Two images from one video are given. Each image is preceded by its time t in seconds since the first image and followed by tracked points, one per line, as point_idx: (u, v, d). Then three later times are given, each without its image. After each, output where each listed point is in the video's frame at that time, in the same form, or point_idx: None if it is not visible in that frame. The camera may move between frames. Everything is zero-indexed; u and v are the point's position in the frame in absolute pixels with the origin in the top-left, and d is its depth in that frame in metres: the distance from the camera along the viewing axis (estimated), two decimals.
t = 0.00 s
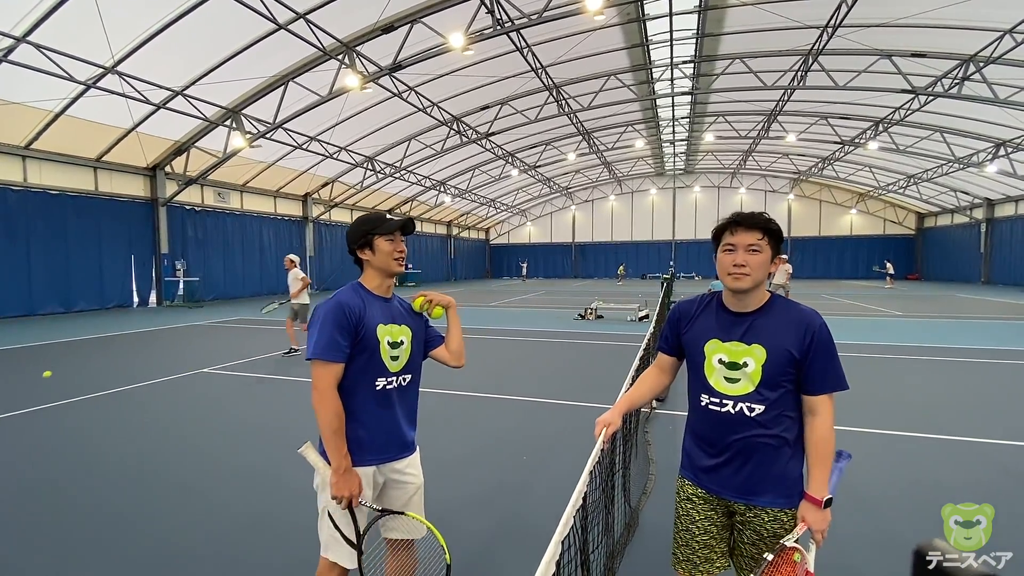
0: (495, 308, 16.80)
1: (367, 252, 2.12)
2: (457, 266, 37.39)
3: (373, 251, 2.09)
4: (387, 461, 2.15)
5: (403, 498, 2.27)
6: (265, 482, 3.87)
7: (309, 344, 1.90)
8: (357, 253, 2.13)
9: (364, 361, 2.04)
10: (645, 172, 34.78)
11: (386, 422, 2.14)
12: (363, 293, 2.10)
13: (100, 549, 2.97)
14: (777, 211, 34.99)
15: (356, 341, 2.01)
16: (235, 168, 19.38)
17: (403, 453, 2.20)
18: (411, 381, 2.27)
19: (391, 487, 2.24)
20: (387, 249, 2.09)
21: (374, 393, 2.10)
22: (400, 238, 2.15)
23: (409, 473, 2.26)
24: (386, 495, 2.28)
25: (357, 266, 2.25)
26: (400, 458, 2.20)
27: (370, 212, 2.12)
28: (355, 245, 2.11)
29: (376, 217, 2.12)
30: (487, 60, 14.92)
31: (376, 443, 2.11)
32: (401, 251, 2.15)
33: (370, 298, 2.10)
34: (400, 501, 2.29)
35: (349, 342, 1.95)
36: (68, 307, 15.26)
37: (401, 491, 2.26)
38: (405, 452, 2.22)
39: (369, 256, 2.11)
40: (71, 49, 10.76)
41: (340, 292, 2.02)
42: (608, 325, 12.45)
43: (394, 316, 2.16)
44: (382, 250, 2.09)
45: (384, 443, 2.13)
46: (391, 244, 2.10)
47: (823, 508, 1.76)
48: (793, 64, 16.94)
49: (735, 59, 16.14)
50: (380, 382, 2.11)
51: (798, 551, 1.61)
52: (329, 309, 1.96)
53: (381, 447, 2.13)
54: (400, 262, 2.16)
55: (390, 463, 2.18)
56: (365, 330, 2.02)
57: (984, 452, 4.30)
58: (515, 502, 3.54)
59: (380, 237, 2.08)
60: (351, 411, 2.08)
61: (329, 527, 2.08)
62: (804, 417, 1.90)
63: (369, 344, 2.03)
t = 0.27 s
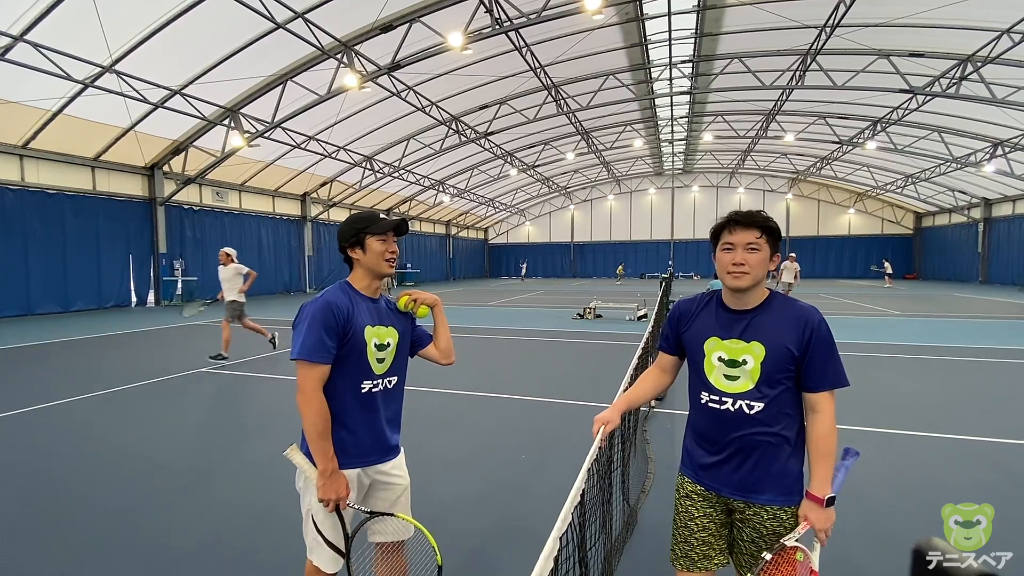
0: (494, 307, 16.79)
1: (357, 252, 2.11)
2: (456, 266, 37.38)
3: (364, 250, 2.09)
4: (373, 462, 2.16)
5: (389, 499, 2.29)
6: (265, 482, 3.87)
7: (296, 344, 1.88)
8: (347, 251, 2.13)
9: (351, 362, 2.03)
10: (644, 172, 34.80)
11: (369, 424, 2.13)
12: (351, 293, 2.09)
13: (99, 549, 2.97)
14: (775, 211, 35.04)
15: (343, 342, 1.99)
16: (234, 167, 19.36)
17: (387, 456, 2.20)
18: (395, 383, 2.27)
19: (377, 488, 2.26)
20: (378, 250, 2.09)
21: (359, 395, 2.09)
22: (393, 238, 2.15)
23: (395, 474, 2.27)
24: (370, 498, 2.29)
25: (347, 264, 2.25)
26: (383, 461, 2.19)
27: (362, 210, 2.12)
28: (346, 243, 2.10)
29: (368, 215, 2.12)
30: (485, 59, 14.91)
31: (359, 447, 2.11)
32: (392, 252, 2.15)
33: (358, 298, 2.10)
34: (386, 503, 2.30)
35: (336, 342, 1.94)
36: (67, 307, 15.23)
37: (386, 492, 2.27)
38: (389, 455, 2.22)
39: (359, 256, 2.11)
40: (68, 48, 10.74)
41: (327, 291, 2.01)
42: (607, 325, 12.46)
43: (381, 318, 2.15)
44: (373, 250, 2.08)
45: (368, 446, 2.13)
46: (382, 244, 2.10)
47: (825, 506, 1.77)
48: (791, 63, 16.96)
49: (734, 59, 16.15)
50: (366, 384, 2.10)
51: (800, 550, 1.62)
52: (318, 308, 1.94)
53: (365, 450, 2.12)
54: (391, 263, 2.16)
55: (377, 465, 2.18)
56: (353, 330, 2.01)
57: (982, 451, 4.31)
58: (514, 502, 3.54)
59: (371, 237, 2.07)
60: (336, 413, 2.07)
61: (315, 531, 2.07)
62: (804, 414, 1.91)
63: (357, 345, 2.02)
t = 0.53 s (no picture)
0: (493, 307, 16.81)
1: (349, 252, 2.12)
2: (455, 266, 37.39)
3: (356, 250, 2.10)
4: (361, 463, 2.16)
5: (382, 500, 2.29)
6: (265, 482, 3.88)
7: (282, 341, 1.89)
8: (339, 250, 2.15)
9: (337, 361, 2.04)
10: (643, 172, 34.83)
11: (355, 425, 2.14)
12: (342, 292, 2.10)
13: (101, 549, 2.98)
14: (775, 211, 35.07)
15: (329, 341, 2.00)
16: (233, 167, 19.36)
17: (373, 457, 2.21)
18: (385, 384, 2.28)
19: (367, 489, 2.25)
20: (370, 250, 2.10)
21: (345, 395, 2.10)
22: (385, 239, 2.16)
23: (386, 475, 2.28)
24: (362, 498, 2.29)
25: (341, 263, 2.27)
26: (373, 462, 2.20)
27: (357, 210, 2.14)
28: (338, 242, 2.12)
29: (361, 215, 2.13)
30: (485, 59, 14.92)
31: (344, 447, 2.12)
32: (384, 253, 2.16)
33: (348, 297, 2.11)
34: (379, 504, 2.29)
35: (324, 342, 1.95)
36: (66, 307, 15.23)
37: (377, 494, 2.27)
38: (376, 457, 2.22)
39: (351, 256, 2.12)
40: (68, 48, 10.74)
41: (318, 289, 2.02)
42: (607, 324, 12.48)
43: (372, 318, 2.16)
44: (364, 251, 2.09)
45: (352, 447, 2.13)
46: (374, 245, 2.11)
47: (817, 511, 1.76)
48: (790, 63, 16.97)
49: (733, 58, 16.16)
50: (353, 384, 2.11)
51: (788, 552, 1.65)
52: (306, 307, 1.95)
53: (350, 452, 2.13)
54: (383, 264, 2.17)
55: (365, 465, 2.18)
56: (341, 331, 2.02)
57: (981, 450, 4.32)
58: (515, 501, 3.55)
59: (363, 237, 2.09)
60: (322, 412, 2.08)
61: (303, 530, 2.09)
62: (801, 416, 1.91)
63: (343, 345, 2.03)
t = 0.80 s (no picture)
0: (493, 308, 16.81)
1: (349, 250, 2.13)
2: (455, 266, 37.41)
3: (355, 249, 2.11)
4: (356, 465, 2.16)
5: (380, 501, 2.29)
6: (265, 481, 3.88)
7: (276, 340, 1.91)
8: (338, 249, 2.16)
9: (331, 361, 2.06)
10: (643, 172, 34.87)
11: (349, 425, 2.14)
12: (339, 291, 2.12)
13: (100, 549, 2.99)
14: (774, 211, 35.10)
15: (323, 342, 2.01)
16: (233, 168, 19.36)
17: (369, 459, 2.20)
18: (383, 383, 2.29)
19: (366, 489, 2.25)
20: (370, 249, 2.12)
21: (340, 395, 2.11)
22: (383, 239, 2.17)
23: (384, 476, 2.28)
24: (360, 499, 2.29)
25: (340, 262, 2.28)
26: (370, 463, 2.21)
27: (355, 210, 2.14)
28: (338, 241, 2.13)
29: (360, 215, 2.14)
30: (485, 60, 14.93)
31: (338, 448, 2.12)
32: (383, 252, 2.17)
33: (344, 296, 2.12)
34: (377, 505, 2.30)
35: (317, 342, 1.96)
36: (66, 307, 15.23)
37: (375, 495, 2.27)
38: (371, 459, 2.22)
39: (350, 254, 2.13)
40: (68, 48, 10.74)
41: (312, 290, 2.04)
42: (606, 325, 12.49)
43: (368, 318, 2.16)
44: (364, 249, 2.11)
45: (346, 448, 2.14)
46: (374, 244, 2.13)
47: (802, 509, 1.76)
48: (790, 64, 16.99)
49: (733, 59, 16.18)
50: (348, 384, 2.12)
51: (770, 547, 1.69)
52: (300, 307, 1.97)
53: (343, 454, 2.13)
54: (382, 264, 2.18)
55: (361, 467, 2.18)
56: (335, 330, 2.04)
57: (980, 450, 4.33)
58: (514, 501, 3.55)
59: (363, 237, 2.10)
60: (317, 412, 2.10)
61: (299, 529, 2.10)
62: (797, 417, 1.91)
63: (337, 345, 2.04)
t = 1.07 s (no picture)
0: (492, 308, 16.82)
1: (342, 249, 2.12)
2: (455, 267, 37.43)
3: (349, 248, 2.10)
4: (358, 464, 2.17)
5: (382, 500, 2.30)
6: (264, 482, 3.90)
7: (272, 345, 1.93)
8: (333, 249, 2.15)
9: (329, 363, 2.07)
10: (643, 173, 34.89)
11: (351, 426, 2.15)
12: (333, 293, 2.12)
13: (100, 549, 3.00)
14: (774, 212, 35.12)
15: (319, 344, 2.02)
16: (233, 169, 19.38)
17: (372, 458, 2.21)
18: (384, 383, 2.30)
19: (368, 488, 2.27)
20: (364, 248, 2.10)
21: (341, 396, 2.12)
22: (379, 238, 2.16)
23: (386, 475, 2.29)
24: (362, 498, 2.30)
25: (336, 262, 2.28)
26: (373, 462, 2.22)
27: (351, 210, 2.14)
28: (332, 242, 2.13)
29: (355, 214, 2.13)
30: (485, 61, 14.96)
31: (340, 448, 2.13)
32: (378, 251, 2.16)
33: (339, 297, 2.12)
34: (379, 505, 2.31)
35: (313, 345, 1.98)
36: (66, 308, 15.24)
37: (377, 494, 2.28)
38: (375, 457, 2.23)
39: (344, 254, 2.12)
40: (68, 49, 10.76)
41: (307, 292, 2.05)
42: (606, 325, 12.50)
43: (365, 318, 2.16)
44: (358, 249, 2.09)
45: (349, 448, 2.15)
46: (368, 243, 2.10)
47: (799, 511, 1.77)
48: (789, 64, 17.01)
49: (733, 60, 16.20)
50: (348, 385, 2.13)
51: (767, 547, 1.69)
52: (294, 310, 1.98)
53: (347, 453, 2.14)
54: (377, 262, 2.16)
55: (365, 465, 2.20)
56: (331, 332, 2.04)
57: (979, 450, 4.33)
58: (514, 501, 3.56)
59: (357, 236, 2.08)
60: (317, 413, 2.11)
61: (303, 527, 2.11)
62: (796, 417, 1.91)
63: (333, 347, 2.05)
